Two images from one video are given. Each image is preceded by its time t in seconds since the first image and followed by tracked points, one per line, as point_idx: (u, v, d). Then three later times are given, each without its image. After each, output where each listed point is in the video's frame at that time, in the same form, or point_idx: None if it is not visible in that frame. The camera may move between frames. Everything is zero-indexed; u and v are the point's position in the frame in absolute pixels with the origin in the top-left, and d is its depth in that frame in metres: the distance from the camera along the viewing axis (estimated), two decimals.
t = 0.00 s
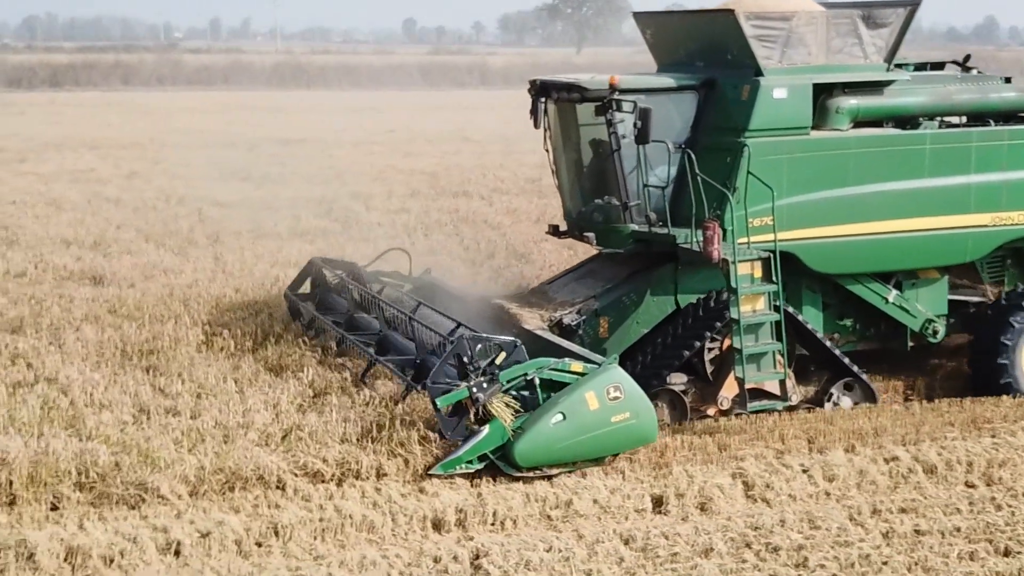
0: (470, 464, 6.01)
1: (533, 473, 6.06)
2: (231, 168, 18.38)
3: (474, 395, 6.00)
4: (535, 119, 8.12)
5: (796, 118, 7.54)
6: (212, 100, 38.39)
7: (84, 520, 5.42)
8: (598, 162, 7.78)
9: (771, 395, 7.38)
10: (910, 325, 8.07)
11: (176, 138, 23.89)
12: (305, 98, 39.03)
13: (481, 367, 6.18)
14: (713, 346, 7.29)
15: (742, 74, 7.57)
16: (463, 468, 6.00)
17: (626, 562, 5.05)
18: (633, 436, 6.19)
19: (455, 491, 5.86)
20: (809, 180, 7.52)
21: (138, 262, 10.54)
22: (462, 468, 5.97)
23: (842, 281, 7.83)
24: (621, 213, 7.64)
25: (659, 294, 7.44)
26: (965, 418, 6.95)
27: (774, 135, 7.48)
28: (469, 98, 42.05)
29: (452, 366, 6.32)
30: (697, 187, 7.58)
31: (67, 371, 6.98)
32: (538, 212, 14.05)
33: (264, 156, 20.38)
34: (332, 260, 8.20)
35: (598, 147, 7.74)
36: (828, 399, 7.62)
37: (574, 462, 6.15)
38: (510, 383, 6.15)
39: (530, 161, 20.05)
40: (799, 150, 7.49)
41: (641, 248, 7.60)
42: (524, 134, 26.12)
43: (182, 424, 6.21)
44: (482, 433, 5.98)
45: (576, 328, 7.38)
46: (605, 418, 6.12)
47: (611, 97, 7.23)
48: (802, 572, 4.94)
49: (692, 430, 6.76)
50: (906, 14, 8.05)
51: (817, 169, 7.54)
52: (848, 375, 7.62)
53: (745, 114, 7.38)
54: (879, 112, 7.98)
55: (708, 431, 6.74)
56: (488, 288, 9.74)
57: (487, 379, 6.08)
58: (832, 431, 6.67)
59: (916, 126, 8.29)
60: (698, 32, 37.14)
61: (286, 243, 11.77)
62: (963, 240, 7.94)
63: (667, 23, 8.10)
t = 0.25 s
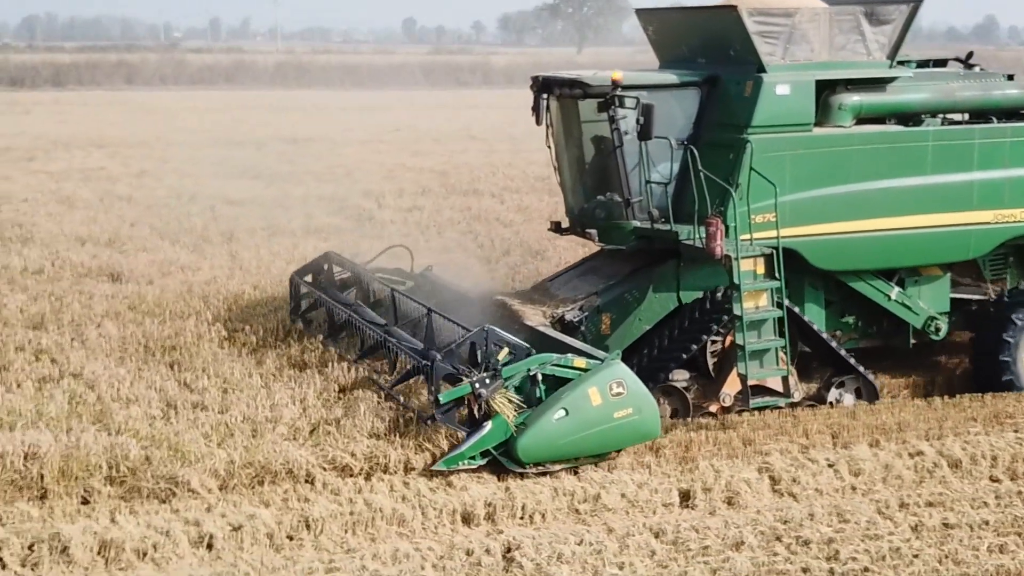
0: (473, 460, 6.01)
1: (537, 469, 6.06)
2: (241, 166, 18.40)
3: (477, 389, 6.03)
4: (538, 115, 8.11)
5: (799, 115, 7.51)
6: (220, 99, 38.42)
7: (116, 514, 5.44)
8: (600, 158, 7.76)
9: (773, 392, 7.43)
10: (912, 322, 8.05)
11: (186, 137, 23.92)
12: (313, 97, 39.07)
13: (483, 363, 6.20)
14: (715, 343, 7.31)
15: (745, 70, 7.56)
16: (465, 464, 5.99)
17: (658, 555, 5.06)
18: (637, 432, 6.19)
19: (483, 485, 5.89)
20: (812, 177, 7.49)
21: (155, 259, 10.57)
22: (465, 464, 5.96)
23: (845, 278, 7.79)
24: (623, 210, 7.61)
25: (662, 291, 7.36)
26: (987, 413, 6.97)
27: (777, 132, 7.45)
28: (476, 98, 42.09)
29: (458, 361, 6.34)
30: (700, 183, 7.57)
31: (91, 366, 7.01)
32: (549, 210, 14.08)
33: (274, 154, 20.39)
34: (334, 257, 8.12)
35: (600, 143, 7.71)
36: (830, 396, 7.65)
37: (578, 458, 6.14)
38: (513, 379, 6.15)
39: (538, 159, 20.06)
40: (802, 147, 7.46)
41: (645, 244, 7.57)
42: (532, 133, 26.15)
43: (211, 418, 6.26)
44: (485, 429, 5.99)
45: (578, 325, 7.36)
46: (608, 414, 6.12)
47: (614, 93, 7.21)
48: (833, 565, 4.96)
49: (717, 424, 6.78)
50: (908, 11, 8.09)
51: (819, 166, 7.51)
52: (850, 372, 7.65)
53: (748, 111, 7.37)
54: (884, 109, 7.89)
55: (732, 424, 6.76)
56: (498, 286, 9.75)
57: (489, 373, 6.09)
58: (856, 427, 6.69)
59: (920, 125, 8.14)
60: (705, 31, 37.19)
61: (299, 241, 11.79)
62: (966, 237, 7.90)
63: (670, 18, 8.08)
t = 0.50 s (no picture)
0: (473, 456, 5.98)
1: (537, 465, 6.05)
2: (251, 165, 18.43)
3: (478, 385, 5.97)
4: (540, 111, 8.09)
5: (802, 111, 7.44)
6: (228, 98, 38.49)
7: (146, 508, 5.46)
8: (601, 154, 7.75)
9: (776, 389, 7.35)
10: (914, 320, 7.97)
11: (196, 135, 23.96)
12: (322, 96, 39.12)
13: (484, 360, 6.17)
14: (716, 340, 7.32)
15: (747, 66, 7.52)
16: (466, 460, 5.97)
17: (688, 549, 5.07)
18: (638, 428, 6.15)
19: (511, 479, 5.93)
20: (814, 174, 7.43)
21: (172, 256, 10.60)
22: (466, 460, 5.94)
23: (847, 275, 7.73)
24: (625, 206, 7.61)
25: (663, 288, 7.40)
26: (1009, 409, 6.99)
27: (779, 128, 7.38)
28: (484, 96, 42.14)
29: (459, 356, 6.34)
30: (702, 180, 7.55)
31: (114, 361, 7.04)
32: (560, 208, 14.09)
33: (284, 153, 20.43)
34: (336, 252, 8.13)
35: (603, 139, 7.69)
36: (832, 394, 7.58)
37: (578, 454, 6.11)
38: (513, 375, 6.08)
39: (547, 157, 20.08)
40: (804, 143, 7.38)
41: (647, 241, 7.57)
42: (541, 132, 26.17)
43: (239, 413, 6.31)
44: (486, 426, 5.96)
45: (580, 322, 7.41)
46: (609, 410, 6.08)
47: (616, 89, 7.20)
48: (864, 558, 4.97)
49: (741, 419, 6.80)
50: (911, 6, 7.99)
51: (821, 163, 7.44)
52: (852, 369, 7.57)
53: (751, 108, 7.32)
54: (886, 106, 7.83)
55: (755, 420, 6.78)
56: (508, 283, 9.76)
57: (490, 369, 6.03)
58: (879, 422, 6.71)
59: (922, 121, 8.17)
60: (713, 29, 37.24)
61: (311, 239, 11.81)
62: (969, 235, 7.80)
63: (672, 14, 8.05)
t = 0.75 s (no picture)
0: (475, 452, 5.97)
1: (539, 460, 6.04)
2: (259, 163, 18.45)
3: (480, 381, 5.99)
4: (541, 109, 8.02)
5: (805, 108, 7.40)
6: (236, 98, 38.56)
7: (177, 502, 5.48)
8: (603, 152, 7.68)
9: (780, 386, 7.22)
10: (917, 318, 7.87)
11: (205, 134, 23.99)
12: (330, 95, 39.18)
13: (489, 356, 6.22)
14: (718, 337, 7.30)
15: (750, 63, 7.48)
16: (468, 456, 5.96)
17: (720, 543, 5.08)
18: (640, 425, 6.13)
19: (538, 473, 5.97)
20: (817, 171, 7.40)
21: (188, 254, 10.62)
22: (467, 456, 5.93)
23: (850, 273, 7.66)
24: (627, 203, 7.53)
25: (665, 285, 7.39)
26: None
27: (782, 125, 7.35)
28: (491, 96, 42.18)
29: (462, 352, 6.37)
30: (705, 177, 7.51)
31: (138, 357, 7.06)
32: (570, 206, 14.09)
33: (293, 151, 20.46)
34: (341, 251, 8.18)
35: (606, 136, 7.61)
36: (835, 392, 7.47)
37: (581, 450, 6.10)
38: (515, 372, 6.11)
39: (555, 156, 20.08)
40: (806, 140, 7.36)
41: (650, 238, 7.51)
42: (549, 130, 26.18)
43: (267, 408, 6.35)
44: (489, 421, 5.96)
45: (582, 319, 7.37)
46: (611, 406, 6.06)
47: (619, 86, 7.13)
48: (895, 552, 4.99)
49: (764, 415, 6.81)
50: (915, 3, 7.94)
51: (824, 160, 7.40)
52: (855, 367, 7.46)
53: (753, 104, 7.28)
54: (888, 103, 7.82)
55: (778, 415, 6.80)
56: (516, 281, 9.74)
57: (493, 365, 6.05)
58: (902, 418, 6.72)
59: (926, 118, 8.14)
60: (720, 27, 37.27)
61: (322, 237, 11.82)
62: (973, 232, 7.75)
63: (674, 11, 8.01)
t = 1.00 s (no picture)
0: (478, 449, 5.99)
1: (543, 458, 6.05)
2: (268, 162, 18.45)
3: (483, 378, 5.97)
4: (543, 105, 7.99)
5: (809, 105, 7.36)
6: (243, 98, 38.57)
7: (207, 497, 5.50)
8: (606, 149, 7.66)
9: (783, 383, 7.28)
10: (920, 315, 7.88)
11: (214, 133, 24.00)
12: (337, 94, 39.18)
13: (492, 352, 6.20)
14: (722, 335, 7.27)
15: (753, 59, 7.44)
16: (471, 453, 5.96)
17: (751, 537, 5.10)
18: (643, 422, 6.15)
19: (564, 468, 6.01)
20: (820, 168, 7.38)
21: (205, 251, 10.64)
22: (471, 453, 5.94)
23: (853, 270, 7.66)
24: (630, 200, 7.51)
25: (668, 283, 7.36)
26: None
27: (785, 122, 7.31)
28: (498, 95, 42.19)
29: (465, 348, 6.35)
30: (708, 174, 7.47)
31: (163, 354, 7.09)
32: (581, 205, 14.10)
33: (302, 151, 20.47)
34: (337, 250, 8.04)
35: (608, 133, 7.58)
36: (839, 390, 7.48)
37: (584, 447, 6.11)
38: (519, 368, 6.11)
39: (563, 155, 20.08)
40: (810, 138, 7.34)
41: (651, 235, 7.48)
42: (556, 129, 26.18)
43: (295, 403, 6.40)
44: (491, 418, 5.98)
45: (584, 316, 7.35)
46: (615, 403, 6.08)
47: (622, 82, 7.09)
48: (926, 546, 5.01)
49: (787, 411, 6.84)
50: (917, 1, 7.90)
51: (827, 157, 7.39)
52: (858, 365, 7.46)
53: (757, 101, 7.23)
54: (892, 100, 7.82)
55: (802, 411, 6.83)
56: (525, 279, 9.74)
57: (496, 362, 6.04)
58: (925, 413, 6.75)
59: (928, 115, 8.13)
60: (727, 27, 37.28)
61: (333, 236, 11.82)
62: (975, 229, 7.77)
63: (678, 8, 7.98)
